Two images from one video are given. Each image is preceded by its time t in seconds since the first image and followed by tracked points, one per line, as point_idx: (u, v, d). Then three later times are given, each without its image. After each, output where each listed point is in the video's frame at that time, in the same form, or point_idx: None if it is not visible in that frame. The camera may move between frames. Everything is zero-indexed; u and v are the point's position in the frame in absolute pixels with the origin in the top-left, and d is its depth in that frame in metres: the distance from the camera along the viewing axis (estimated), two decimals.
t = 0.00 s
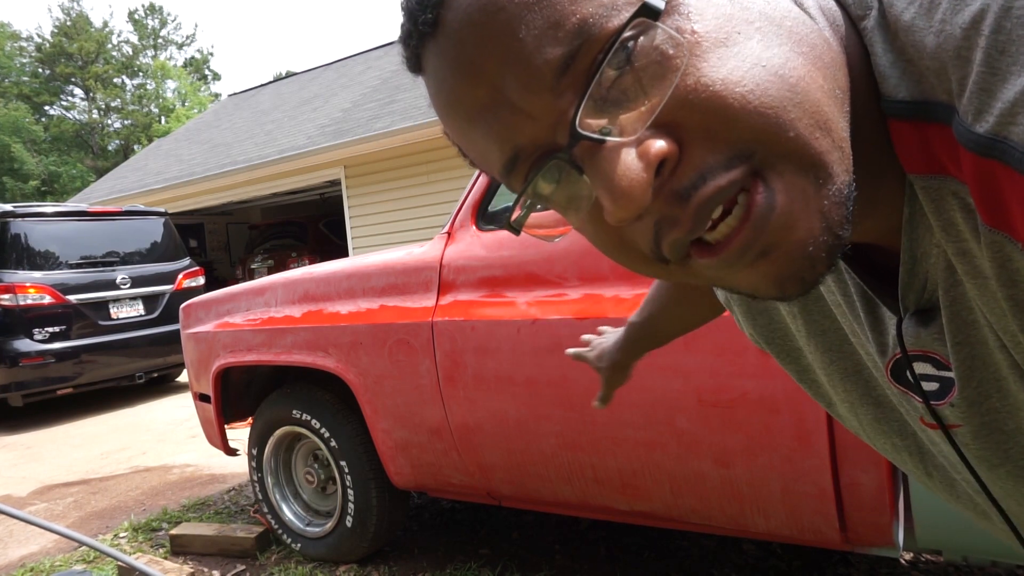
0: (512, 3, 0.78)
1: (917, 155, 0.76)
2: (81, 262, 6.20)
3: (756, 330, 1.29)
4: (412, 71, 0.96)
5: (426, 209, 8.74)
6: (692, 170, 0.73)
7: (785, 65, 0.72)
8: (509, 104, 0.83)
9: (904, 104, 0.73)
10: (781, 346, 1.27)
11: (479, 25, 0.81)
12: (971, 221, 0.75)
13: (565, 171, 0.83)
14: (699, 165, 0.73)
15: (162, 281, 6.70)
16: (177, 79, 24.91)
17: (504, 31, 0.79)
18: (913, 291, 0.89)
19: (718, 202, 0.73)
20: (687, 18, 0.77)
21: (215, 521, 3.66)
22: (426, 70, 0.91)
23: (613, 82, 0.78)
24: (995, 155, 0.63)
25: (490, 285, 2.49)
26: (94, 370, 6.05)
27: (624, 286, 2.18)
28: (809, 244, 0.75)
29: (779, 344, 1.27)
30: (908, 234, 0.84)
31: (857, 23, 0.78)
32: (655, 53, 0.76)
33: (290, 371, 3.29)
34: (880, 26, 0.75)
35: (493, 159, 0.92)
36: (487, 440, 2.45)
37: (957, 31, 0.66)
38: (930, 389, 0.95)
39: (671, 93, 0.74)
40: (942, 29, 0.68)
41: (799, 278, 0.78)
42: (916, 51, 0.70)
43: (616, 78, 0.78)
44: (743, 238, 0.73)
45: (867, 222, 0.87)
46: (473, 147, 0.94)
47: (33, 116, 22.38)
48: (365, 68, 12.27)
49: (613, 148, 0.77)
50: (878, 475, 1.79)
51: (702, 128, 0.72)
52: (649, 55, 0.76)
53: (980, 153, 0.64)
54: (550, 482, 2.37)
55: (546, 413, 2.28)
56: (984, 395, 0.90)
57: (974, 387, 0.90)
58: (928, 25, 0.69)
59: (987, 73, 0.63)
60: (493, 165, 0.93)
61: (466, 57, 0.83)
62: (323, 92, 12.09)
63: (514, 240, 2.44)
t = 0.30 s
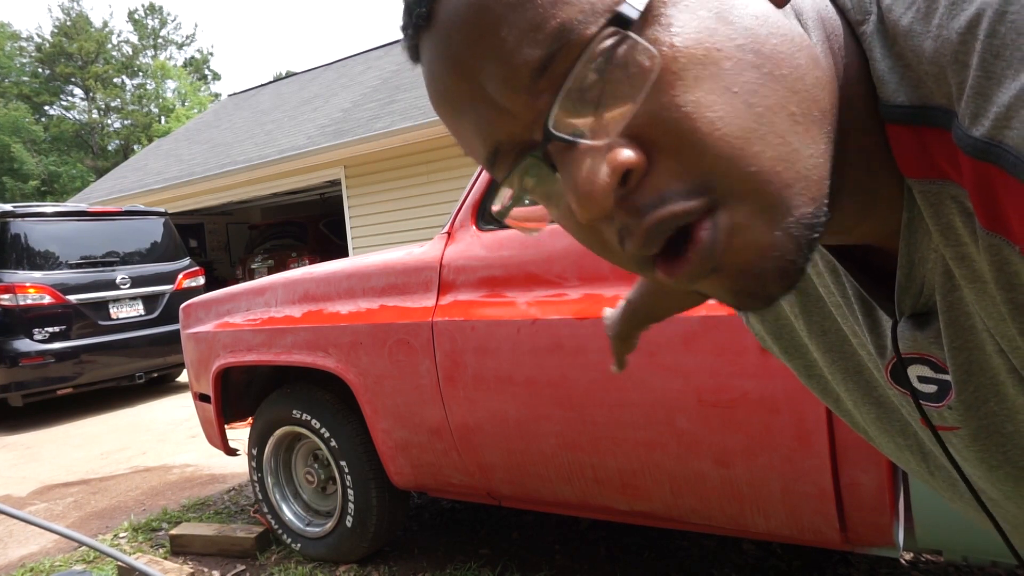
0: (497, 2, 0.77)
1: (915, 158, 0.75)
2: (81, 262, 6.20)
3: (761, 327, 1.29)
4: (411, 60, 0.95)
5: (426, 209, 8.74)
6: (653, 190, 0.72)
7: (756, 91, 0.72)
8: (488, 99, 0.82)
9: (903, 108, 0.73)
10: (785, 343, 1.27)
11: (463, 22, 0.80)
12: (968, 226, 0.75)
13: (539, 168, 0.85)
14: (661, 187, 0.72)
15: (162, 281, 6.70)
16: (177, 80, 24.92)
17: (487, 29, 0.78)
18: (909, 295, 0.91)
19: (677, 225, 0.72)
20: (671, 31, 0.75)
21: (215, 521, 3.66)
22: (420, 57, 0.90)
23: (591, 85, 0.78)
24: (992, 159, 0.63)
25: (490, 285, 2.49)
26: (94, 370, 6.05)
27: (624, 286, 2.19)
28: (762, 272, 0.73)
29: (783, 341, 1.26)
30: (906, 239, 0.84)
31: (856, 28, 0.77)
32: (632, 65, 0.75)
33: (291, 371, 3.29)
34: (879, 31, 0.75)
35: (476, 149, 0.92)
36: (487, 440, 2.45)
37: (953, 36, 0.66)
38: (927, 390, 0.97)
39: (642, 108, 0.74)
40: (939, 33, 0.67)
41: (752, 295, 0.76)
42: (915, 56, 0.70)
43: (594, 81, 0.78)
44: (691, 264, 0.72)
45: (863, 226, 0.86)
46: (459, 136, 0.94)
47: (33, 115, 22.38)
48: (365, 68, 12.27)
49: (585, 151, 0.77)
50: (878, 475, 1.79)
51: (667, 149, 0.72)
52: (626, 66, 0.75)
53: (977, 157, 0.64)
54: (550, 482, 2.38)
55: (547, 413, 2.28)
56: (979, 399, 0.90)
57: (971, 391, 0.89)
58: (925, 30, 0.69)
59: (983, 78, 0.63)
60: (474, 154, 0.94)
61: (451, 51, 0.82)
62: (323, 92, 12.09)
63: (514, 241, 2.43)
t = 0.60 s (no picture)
0: (505, 25, 0.79)
1: (892, 155, 0.76)
2: (81, 262, 6.20)
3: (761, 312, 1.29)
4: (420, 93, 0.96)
5: (426, 209, 8.74)
6: (675, 183, 0.73)
7: (757, 83, 0.72)
8: (500, 115, 0.83)
9: (881, 107, 0.73)
10: (784, 326, 1.27)
11: (473, 41, 0.81)
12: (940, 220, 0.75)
13: (560, 180, 0.84)
14: (683, 179, 0.73)
15: (162, 281, 6.69)
16: (177, 80, 24.91)
17: (496, 47, 0.80)
18: (897, 283, 0.89)
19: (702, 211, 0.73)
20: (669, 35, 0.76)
21: (215, 521, 3.66)
22: (431, 92, 0.91)
23: (600, 96, 0.79)
24: (950, 156, 0.63)
25: (491, 285, 2.49)
26: (94, 370, 6.05)
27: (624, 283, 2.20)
28: (782, 247, 0.75)
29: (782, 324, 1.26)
30: (889, 232, 0.83)
31: (838, 30, 0.77)
32: (637, 68, 0.76)
33: (291, 371, 3.29)
34: (858, 34, 0.74)
35: (495, 170, 0.92)
36: (487, 440, 2.46)
37: (919, 40, 0.65)
38: (914, 377, 0.96)
39: (653, 107, 0.75)
40: (908, 39, 0.67)
41: (776, 267, 0.78)
42: (889, 59, 0.70)
43: (603, 91, 0.79)
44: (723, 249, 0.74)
45: (850, 220, 0.86)
46: (477, 161, 0.94)
47: (33, 115, 22.37)
48: (366, 68, 12.27)
49: (602, 156, 0.78)
50: (877, 475, 1.79)
51: (681, 141, 0.73)
52: (632, 69, 0.76)
53: (939, 154, 0.65)
54: (550, 482, 2.38)
55: (547, 413, 2.28)
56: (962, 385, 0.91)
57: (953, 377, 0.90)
58: (897, 34, 0.69)
59: (944, 80, 0.62)
60: (496, 176, 0.93)
61: (465, 77, 0.83)
62: (324, 92, 12.09)
63: (514, 241, 2.43)
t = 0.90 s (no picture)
0: (507, 28, 0.79)
1: (905, 160, 0.76)
2: (81, 262, 6.20)
3: (759, 328, 1.29)
4: (417, 94, 0.96)
5: (426, 209, 8.74)
6: (681, 184, 0.73)
7: (771, 80, 0.73)
8: (504, 124, 0.83)
9: (891, 113, 0.74)
10: (783, 343, 1.26)
11: (475, 46, 0.81)
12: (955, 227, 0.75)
13: (562, 186, 0.84)
14: (688, 179, 0.73)
15: (162, 281, 6.69)
16: (177, 80, 24.91)
17: (499, 52, 0.80)
18: (903, 296, 0.89)
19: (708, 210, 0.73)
20: (675, 38, 0.77)
21: (215, 521, 3.66)
22: (429, 93, 0.91)
23: (605, 100, 0.79)
24: (973, 162, 0.63)
25: (491, 285, 2.49)
26: (94, 370, 6.05)
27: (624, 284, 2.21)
28: (792, 255, 0.75)
29: (780, 341, 1.26)
30: (899, 239, 0.84)
31: (846, 35, 0.78)
32: (643, 73, 0.76)
33: (290, 371, 3.29)
34: (869, 39, 0.75)
35: (494, 175, 0.92)
36: (487, 441, 2.46)
37: (937, 44, 0.65)
38: (920, 391, 0.95)
39: (659, 111, 0.74)
40: (924, 42, 0.67)
41: (783, 282, 0.78)
42: (903, 64, 0.70)
43: (608, 96, 0.78)
44: (727, 247, 0.73)
45: (857, 226, 0.87)
46: (475, 164, 0.94)
47: (33, 115, 22.39)
48: (365, 68, 12.27)
49: (605, 164, 0.77)
50: (878, 476, 1.79)
51: (686, 144, 0.73)
52: (638, 75, 0.76)
53: (960, 160, 0.64)
54: (549, 482, 2.38)
55: (547, 413, 2.28)
56: (969, 398, 0.90)
57: (960, 390, 0.90)
58: (912, 38, 0.69)
59: (965, 84, 0.62)
60: (495, 180, 0.93)
61: (466, 82, 0.84)
62: (324, 92, 12.10)
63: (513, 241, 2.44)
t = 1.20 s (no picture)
0: (510, 24, 0.79)
1: (910, 156, 0.75)
2: (81, 262, 6.20)
3: (760, 327, 1.29)
4: (419, 90, 0.96)
5: (426, 209, 8.74)
6: (684, 185, 0.73)
7: (773, 81, 0.72)
8: (507, 121, 0.83)
9: (896, 109, 0.73)
10: (783, 343, 1.26)
11: (478, 43, 0.81)
12: (961, 224, 0.74)
13: (565, 183, 0.84)
14: (691, 181, 0.73)
15: (162, 281, 6.69)
16: (176, 80, 24.91)
17: (503, 48, 0.80)
18: (907, 292, 0.89)
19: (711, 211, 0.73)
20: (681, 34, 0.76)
21: (215, 521, 3.66)
22: (431, 89, 0.91)
23: (609, 97, 0.78)
24: (978, 158, 0.62)
25: (490, 285, 2.49)
26: (94, 370, 6.05)
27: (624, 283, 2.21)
28: (790, 256, 0.75)
29: (781, 340, 1.26)
30: (904, 235, 0.83)
31: (851, 32, 0.78)
32: (647, 71, 0.76)
33: (290, 371, 3.29)
34: (873, 35, 0.75)
35: (496, 173, 0.92)
36: (488, 441, 2.45)
37: (943, 39, 0.65)
38: (924, 388, 0.95)
39: (663, 109, 0.74)
40: (930, 38, 0.67)
41: (783, 281, 0.78)
42: (907, 60, 0.70)
43: (612, 93, 0.78)
44: (727, 251, 0.74)
45: (859, 225, 0.87)
46: (476, 161, 0.94)
47: (33, 115, 22.40)
48: (365, 68, 12.27)
49: (609, 161, 0.77)
50: (878, 476, 1.79)
51: (687, 144, 0.73)
52: (642, 72, 0.76)
53: (965, 156, 0.64)
54: (549, 482, 2.38)
55: (547, 413, 2.28)
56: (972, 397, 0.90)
57: (962, 387, 0.89)
58: (917, 34, 0.69)
59: (971, 79, 0.62)
60: (496, 178, 0.93)
61: (469, 78, 0.84)
62: (324, 92, 12.10)
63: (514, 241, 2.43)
